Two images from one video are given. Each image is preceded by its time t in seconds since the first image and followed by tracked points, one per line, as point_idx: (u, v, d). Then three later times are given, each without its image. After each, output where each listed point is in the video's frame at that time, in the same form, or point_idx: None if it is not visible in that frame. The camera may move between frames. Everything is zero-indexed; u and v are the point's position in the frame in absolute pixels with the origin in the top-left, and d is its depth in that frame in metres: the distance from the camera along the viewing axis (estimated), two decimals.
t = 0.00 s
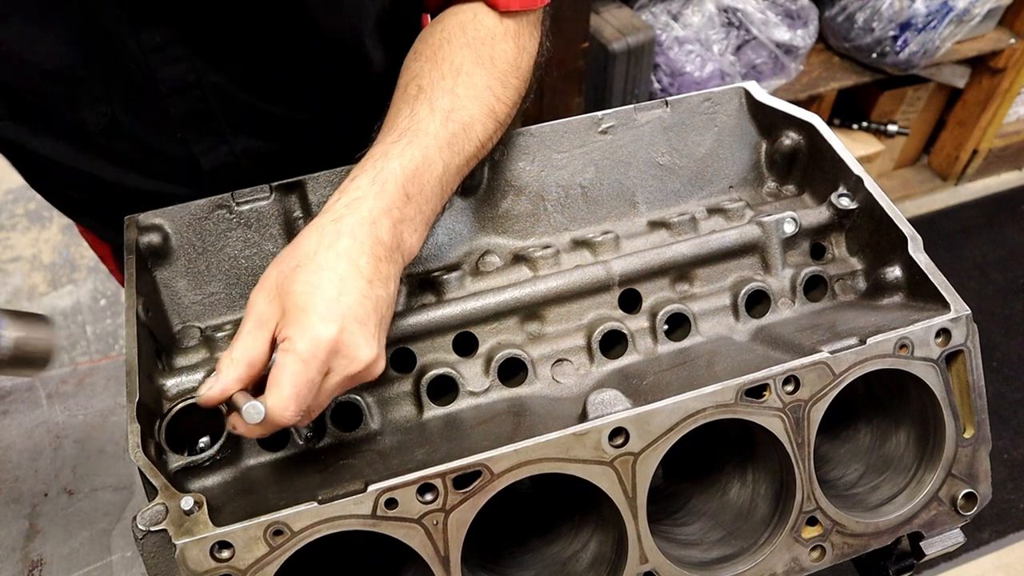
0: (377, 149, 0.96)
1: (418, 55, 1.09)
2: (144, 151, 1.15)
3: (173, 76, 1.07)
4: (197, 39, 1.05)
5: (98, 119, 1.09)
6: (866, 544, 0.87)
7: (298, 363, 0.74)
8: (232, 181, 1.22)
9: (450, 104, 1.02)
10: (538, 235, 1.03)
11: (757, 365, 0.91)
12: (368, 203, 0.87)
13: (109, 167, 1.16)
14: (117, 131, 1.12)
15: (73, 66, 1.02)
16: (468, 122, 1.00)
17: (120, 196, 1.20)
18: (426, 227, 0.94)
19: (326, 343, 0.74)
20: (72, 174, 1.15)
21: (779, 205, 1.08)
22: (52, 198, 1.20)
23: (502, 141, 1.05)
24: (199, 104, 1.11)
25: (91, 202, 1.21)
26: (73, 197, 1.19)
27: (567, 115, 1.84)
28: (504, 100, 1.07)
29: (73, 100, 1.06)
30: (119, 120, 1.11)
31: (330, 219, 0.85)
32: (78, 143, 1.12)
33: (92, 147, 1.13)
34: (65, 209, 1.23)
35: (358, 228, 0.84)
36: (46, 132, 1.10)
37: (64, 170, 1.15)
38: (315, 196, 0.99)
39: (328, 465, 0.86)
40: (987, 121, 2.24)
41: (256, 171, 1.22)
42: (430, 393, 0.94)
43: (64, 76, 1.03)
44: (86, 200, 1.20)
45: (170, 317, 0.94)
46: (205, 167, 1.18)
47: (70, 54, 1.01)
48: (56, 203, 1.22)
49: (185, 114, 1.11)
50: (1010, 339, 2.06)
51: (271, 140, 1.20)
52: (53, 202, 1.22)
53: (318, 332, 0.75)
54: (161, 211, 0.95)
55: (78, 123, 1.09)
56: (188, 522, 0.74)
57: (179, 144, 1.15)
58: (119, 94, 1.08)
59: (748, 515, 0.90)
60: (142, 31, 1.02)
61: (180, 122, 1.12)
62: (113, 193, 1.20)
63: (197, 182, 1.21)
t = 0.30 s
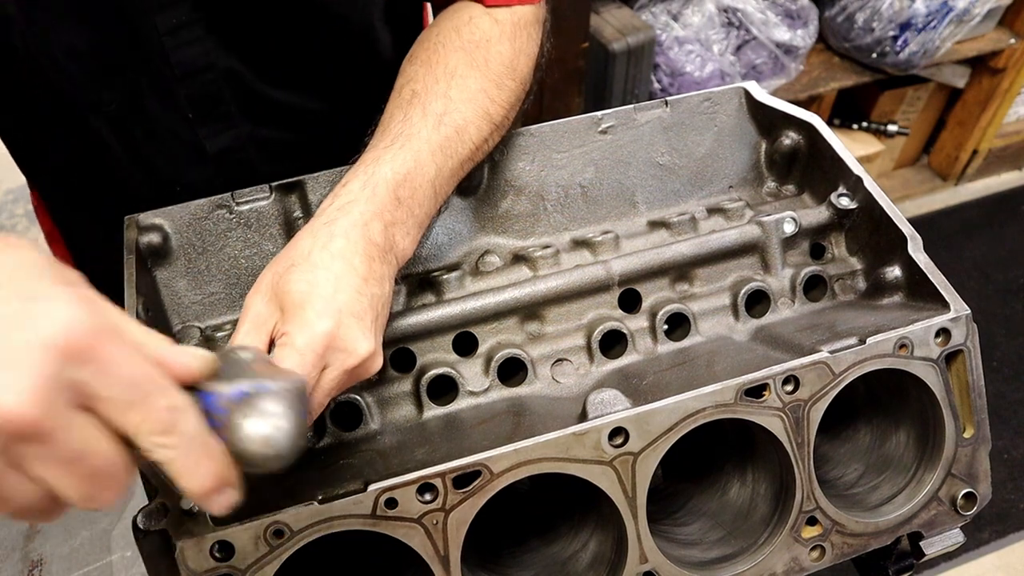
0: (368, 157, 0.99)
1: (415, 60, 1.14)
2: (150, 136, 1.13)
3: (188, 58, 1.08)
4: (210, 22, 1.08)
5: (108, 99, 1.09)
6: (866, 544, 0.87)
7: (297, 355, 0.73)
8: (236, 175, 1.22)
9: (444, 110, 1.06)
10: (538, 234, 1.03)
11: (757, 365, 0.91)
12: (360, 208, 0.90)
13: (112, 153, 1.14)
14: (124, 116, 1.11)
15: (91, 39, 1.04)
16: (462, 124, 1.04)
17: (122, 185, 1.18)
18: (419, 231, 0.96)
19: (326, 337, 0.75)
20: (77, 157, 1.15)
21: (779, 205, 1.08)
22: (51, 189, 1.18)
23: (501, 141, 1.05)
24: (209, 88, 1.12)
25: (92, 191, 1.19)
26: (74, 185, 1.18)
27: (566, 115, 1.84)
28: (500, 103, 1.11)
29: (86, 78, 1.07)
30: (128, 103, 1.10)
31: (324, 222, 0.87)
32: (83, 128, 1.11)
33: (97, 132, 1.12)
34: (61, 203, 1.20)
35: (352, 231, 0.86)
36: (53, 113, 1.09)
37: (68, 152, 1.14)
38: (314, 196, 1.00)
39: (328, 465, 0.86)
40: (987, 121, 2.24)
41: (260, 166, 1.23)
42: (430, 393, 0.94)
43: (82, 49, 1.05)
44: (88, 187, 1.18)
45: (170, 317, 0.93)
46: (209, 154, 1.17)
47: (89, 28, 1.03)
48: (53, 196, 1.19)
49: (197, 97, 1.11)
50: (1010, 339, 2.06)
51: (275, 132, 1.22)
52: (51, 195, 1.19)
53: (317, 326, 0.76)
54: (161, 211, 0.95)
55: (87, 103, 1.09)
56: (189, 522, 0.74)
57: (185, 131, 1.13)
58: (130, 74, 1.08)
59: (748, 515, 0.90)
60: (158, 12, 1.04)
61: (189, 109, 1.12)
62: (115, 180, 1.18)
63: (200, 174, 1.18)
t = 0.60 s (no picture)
0: (375, 159, 1.01)
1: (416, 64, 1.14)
2: (160, 132, 1.14)
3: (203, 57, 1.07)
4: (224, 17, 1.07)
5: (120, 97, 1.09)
6: (865, 544, 0.87)
7: (301, 362, 0.75)
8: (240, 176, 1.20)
9: (447, 113, 1.07)
10: (538, 234, 1.03)
11: (757, 364, 0.91)
12: (364, 211, 0.90)
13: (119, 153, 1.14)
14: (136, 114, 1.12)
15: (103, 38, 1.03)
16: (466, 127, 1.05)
17: (126, 183, 1.19)
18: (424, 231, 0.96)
19: (329, 344, 0.76)
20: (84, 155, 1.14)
21: (779, 205, 1.08)
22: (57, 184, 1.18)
23: (500, 141, 1.05)
24: (222, 87, 1.10)
25: (95, 186, 1.19)
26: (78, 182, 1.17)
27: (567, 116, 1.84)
28: (503, 104, 1.11)
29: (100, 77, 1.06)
30: (141, 101, 1.11)
31: (327, 224, 0.88)
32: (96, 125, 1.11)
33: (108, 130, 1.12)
34: (63, 198, 1.20)
35: (355, 233, 0.87)
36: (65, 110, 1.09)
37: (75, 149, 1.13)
38: (314, 196, 1.00)
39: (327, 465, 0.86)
40: (987, 121, 2.24)
41: (264, 168, 1.22)
42: (430, 393, 0.94)
43: (99, 47, 1.04)
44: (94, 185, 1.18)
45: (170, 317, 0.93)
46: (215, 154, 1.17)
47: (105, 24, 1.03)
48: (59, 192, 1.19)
49: (209, 98, 1.10)
50: (1010, 339, 2.06)
51: (280, 132, 1.20)
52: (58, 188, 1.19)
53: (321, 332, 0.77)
54: (161, 211, 0.95)
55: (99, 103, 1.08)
56: (189, 521, 0.74)
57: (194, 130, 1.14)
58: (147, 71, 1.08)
59: (747, 514, 0.90)
60: (178, 10, 1.02)
61: (200, 109, 1.12)
62: (123, 178, 1.18)
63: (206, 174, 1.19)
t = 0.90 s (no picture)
0: (389, 125, 0.93)
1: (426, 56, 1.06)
2: (165, 136, 1.12)
3: (219, 55, 1.06)
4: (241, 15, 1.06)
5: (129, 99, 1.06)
6: (866, 544, 0.87)
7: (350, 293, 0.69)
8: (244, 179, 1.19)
9: (463, 95, 0.98)
10: (538, 234, 1.03)
11: (757, 364, 0.91)
12: (389, 164, 0.84)
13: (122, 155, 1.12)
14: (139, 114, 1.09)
15: (123, 35, 1.00)
16: (483, 111, 0.98)
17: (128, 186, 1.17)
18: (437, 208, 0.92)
19: (388, 287, 0.70)
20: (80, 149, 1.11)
21: (779, 205, 1.08)
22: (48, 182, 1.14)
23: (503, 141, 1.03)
24: (234, 86, 1.09)
25: (96, 189, 1.16)
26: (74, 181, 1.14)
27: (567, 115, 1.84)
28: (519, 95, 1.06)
29: (107, 77, 1.03)
30: (148, 102, 1.08)
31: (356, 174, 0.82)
32: (95, 122, 1.09)
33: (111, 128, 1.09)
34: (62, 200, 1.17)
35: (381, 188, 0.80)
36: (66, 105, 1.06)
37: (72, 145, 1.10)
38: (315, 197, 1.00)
39: (327, 465, 0.86)
40: (987, 121, 2.24)
41: (269, 172, 1.20)
42: (430, 393, 0.94)
43: (105, 49, 1.01)
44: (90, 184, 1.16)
45: (171, 316, 0.94)
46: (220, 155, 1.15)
47: (124, 21, 1.00)
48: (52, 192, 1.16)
49: (221, 97, 1.09)
50: (1010, 339, 2.06)
51: (286, 136, 1.18)
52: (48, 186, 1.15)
53: (369, 270, 0.70)
54: (161, 211, 0.95)
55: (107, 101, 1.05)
56: (189, 522, 0.75)
57: (201, 133, 1.12)
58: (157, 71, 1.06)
59: (748, 515, 0.90)
60: (197, 7, 1.01)
61: (206, 110, 1.10)
62: (122, 177, 1.16)
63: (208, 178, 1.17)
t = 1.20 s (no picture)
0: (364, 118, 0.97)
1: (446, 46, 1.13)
2: (171, 123, 1.15)
3: (235, 46, 1.09)
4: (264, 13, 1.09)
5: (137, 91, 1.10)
6: (866, 545, 0.87)
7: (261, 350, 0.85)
8: (249, 170, 1.21)
9: (461, 104, 1.00)
10: (538, 234, 1.03)
11: (757, 365, 0.91)
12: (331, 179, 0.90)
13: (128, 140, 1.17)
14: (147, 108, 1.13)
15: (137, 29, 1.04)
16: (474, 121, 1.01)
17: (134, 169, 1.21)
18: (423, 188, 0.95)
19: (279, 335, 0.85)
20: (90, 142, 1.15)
21: (779, 205, 1.08)
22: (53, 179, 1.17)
23: (501, 140, 1.04)
24: (246, 78, 1.12)
25: (103, 176, 1.20)
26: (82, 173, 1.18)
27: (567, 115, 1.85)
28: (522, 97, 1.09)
29: (117, 68, 1.07)
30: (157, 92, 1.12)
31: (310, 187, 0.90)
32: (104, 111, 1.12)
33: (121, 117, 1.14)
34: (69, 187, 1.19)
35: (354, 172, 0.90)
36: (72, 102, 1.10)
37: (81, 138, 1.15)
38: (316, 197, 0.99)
39: (327, 465, 0.86)
40: (987, 121, 2.24)
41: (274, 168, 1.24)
42: (430, 393, 0.94)
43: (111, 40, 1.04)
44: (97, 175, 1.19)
45: (171, 316, 0.94)
46: (225, 146, 1.17)
47: (136, 11, 1.02)
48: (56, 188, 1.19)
49: (232, 86, 1.12)
50: (1009, 339, 2.06)
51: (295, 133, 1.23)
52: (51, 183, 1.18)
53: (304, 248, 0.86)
54: (161, 211, 0.95)
55: (116, 94, 1.10)
56: (189, 521, 0.75)
57: (209, 126, 1.15)
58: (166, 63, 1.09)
59: (748, 515, 0.90)
60: None
61: (215, 105, 1.13)
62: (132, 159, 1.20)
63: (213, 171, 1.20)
